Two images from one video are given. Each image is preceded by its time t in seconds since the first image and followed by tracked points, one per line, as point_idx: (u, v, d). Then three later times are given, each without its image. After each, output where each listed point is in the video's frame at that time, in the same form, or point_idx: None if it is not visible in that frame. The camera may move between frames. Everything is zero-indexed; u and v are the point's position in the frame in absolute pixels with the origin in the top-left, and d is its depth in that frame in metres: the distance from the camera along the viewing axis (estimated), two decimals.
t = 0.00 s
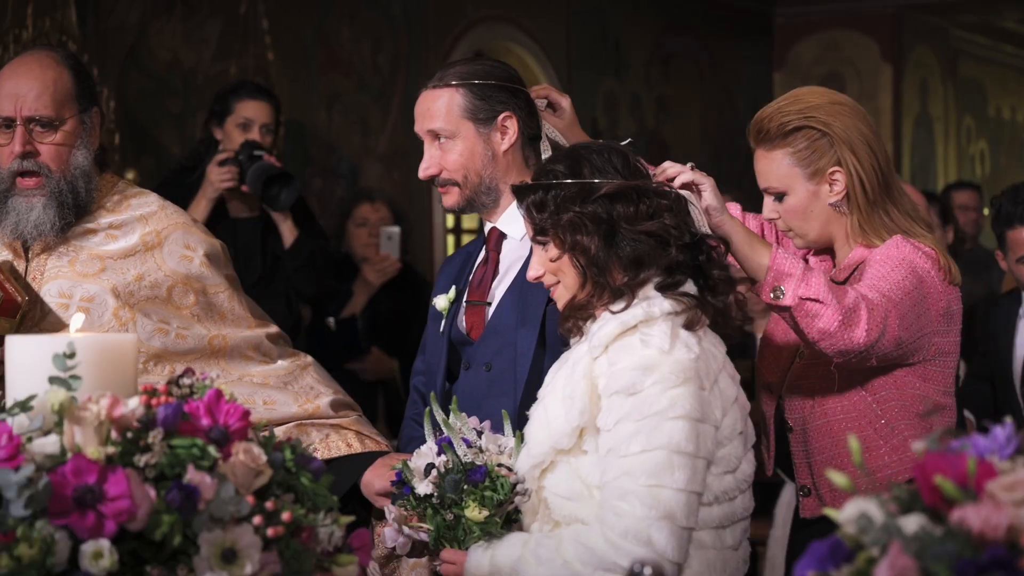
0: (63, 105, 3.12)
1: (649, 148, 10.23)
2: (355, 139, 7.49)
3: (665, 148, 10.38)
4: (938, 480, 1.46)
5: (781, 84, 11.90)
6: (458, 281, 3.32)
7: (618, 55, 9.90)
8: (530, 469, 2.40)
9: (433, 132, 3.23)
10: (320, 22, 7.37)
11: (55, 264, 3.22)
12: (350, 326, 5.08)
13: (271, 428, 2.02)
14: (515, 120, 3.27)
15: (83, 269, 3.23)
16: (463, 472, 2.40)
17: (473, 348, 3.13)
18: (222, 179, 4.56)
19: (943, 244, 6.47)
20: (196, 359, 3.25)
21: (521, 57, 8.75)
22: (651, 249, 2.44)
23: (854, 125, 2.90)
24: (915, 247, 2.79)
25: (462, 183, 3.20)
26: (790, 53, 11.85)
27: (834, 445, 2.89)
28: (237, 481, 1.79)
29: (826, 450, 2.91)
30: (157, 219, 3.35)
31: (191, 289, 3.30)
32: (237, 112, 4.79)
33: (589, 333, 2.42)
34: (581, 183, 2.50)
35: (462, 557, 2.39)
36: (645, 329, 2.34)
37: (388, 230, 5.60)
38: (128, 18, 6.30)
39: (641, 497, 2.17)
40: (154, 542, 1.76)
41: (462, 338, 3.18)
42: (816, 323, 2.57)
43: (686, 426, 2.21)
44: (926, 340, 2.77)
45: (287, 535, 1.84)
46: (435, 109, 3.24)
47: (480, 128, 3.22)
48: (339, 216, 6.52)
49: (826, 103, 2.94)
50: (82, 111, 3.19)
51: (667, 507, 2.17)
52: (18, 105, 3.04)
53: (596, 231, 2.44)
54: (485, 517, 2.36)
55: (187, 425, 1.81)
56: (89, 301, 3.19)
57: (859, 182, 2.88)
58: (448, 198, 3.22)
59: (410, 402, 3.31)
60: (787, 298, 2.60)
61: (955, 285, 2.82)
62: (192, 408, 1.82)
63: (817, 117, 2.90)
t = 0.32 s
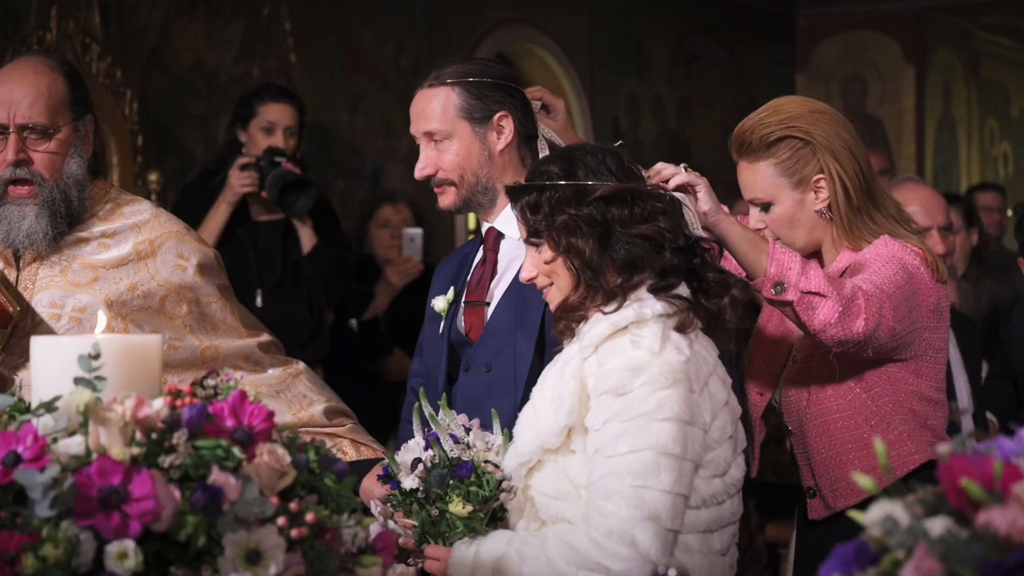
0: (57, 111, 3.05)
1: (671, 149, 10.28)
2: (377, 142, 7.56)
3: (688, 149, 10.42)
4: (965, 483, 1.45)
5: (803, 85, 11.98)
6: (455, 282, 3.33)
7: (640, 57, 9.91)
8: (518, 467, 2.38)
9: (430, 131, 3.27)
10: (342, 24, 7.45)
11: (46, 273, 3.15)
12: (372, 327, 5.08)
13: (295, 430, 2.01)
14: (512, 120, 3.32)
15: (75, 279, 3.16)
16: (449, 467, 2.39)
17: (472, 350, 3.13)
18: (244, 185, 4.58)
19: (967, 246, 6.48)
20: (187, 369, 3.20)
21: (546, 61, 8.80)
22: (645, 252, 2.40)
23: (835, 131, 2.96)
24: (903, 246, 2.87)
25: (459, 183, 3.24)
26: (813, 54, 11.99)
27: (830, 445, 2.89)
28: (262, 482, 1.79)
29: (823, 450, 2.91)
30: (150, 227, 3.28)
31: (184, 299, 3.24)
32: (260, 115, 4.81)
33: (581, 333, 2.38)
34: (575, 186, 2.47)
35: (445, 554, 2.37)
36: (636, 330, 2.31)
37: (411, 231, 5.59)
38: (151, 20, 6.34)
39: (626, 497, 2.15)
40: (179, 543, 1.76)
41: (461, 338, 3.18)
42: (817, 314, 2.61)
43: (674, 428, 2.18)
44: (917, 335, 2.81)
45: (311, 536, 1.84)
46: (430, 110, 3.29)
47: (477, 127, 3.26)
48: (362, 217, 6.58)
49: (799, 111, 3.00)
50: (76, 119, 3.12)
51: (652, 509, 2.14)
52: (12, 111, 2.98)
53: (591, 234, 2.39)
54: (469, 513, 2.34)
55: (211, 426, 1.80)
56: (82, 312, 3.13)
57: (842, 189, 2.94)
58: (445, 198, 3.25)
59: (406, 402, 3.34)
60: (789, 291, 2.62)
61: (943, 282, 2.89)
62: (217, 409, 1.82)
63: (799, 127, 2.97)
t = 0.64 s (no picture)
0: (53, 112, 3.08)
1: (696, 149, 10.28)
2: (403, 143, 7.59)
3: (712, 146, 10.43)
4: (993, 482, 1.43)
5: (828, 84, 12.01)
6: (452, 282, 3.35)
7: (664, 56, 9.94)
8: (518, 467, 2.37)
9: (424, 129, 3.30)
10: (367, 25, 7.50)
11: (37, 278, 3.16)
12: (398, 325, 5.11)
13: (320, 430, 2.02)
14: (508, 118, 3.34)
15: (68, 284, 3.18)
16: (449, 466, 2.37)
17: (470, 350, 3.16)
18: (263, 200, 4.59)
19: (993, 245, 6.48)
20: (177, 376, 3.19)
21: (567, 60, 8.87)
22: (646, 251, 2.39)
23: (821, 140, 3.08)
24: (889, 251, 2.93)
25: (453, 180, 3.25)
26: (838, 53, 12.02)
27: (814, 447, 2.95)
28: (288, 481, 1.79)
29: (806, 452, 2.97)
30: (142, 233, 3.32)
31: (176, 305, 3.28)
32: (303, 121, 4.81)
33: (582, 333, 2.38)
34: (575, 185, 2.46)
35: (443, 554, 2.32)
36: (638, 330, 2.30)
37: (437, 231, 5.62)
38: (176, 20, 6.36)
39: (628, 496, 2.14)
40: (204, 542, 1.76)
41: (457, 340, 3.21)
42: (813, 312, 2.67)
43: (675, 427, 2.17)
44: (902, 339, 2.88)
45: (336, 535, 1.84)
46: (426, 109, 3.31)
47: (472, 125, 3.28)
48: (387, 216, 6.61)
49: (784, 120, 3.11)
50: (70, 121, 3.17)
51: (654, 508, 2.14)
52: (9, 112, 3.00)
53: (592, 233, 2.38)
54: (469, 511, 2.32)
55: (237, 425, 1.80)
56: (75, 318, 3.15)
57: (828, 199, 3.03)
58: (439, 196, 3.27)
59: (402, 405, 3.35)
60: (786, 289, 2.66)
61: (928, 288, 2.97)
62: (242, 408, 1.82)
63: (786, 135, 3.07)
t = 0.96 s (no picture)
0: (47, 100, 3.09)
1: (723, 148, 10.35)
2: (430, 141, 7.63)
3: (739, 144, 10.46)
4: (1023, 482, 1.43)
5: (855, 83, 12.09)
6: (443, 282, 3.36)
7: (690, 54, 10.00)
8: (526, 469, 2.36)
9: (419, 128, 3.31)
10: (392, 24, 7.57)
11: (36, 270, 3.19)
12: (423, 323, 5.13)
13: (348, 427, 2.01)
14: (502, 119, 3.37)
15: (66, 276, 3.20)
16: (457, 471, 2.42)
17: (464, 352, 3.20)
18: (283, 214, 4.64)
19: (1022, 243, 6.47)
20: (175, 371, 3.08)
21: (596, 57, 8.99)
22: (651, 252, 2.39)
23: (804, 144, 3.05)
24: (868, 257, 2.92)
25: (448, 179, 3.27)
26: (864, 52, 12.10)
27: (784, 446, 2.90)
28: (314, 480, 1.79)
29: (776, 452, 2.91)
30: (138, 224, 3.36)
31: (174, 296, 3.30)
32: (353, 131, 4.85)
33: (588, 334, 2.37)
34: (580, 186, 2.46)
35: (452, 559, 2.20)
36: (645, 328, 2.30)
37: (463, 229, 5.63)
38: (204, 19, 6.40)
39: (639, 494, 2.12)
40: (231, 540, 1.76)
41: (451, 339, 3.24)
42: (808, 315, 2.62)
43: (685, 424, 2.16)
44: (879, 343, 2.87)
45: (362, 534, 1.83)
46: (421, 108, 3.32)
47: (467, 125, 3.31)
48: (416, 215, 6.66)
49: (768, 122, 3.08)
50: (65, 112, 3.18)
51: (667, 505, 2.11)
52: (5, 100, 3.00)
53: (598, 234, 2.39)
54: (479, 514, 2.33)
55: (263, 424, 1.79)
56: (75, 310, 3.17)
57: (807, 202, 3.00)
58: (433, 195, 3.29)
59: (390, 404, 3.33)
60: (784, 293, 2.61)
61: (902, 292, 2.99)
62: (269, 407, 1.81)
63: (767, 139, 3.04)
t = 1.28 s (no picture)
0: (46, 90, 3.21)
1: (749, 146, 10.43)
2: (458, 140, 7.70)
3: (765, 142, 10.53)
4: None
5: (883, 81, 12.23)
6: (429, 282, 3.33)
7: (717, 53, 10.09)
8: (538, 468, 2.34)
9: (411, 132, 3.29)
10: (418, 24, 7.69)
11: (40, 262, 3.31)
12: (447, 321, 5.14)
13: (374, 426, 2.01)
14: (495, 122, 3.37)
15: (71, 268, 3.33)
16: (467, 472, 2.32)
17: (455, 352, 3.20)
18: (309, 211, 4.69)
19: None
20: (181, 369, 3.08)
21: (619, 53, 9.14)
22: (655, 250, 2.39)
23: (788, 137, 3.03)
24: (853, 253, 2.87)
25: (440, 183, 3.27)
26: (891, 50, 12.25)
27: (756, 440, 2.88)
28: (339, 479, 1.77)
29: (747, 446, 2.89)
30: (137, 216, 3.50)
31: (175, 289, 3.47)
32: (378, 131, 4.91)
33: (595, 332, 2.37)
34: (580, 185, 2.44)
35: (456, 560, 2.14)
36: (653, 324, 2.29)
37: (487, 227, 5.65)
38: (229, 19, 6.45)
39: (654, 489, 2.10)
40: (256, 539, 1.74)
41: (441, 340, 3.23)
42: (805, 317, 2.61)
43: (695, 418, 2.14)
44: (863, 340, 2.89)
45: (387, 533, 1.82)
46: (412, 111, 3.30)
47: (461, 130, 3.30)
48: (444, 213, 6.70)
49: (752, 117, 3.05)
50: (61, 102, 3.29)
51: (681, 499, 2.09)
52: (6, 88, 3.12)
53: (602, 233, 2.39)
54: (492, 515, 2.26)
55: (289, 423, 1.78)
56: (83, 301, 3.30)
57: (793, 195, 2.98)
58: (424, 198, 3.29)
59: (373, 402, 3.31)
60: (781, 296, 2.59)
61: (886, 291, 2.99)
62: (294, 406, 1.80)
63: (753, 133, 3.02)
